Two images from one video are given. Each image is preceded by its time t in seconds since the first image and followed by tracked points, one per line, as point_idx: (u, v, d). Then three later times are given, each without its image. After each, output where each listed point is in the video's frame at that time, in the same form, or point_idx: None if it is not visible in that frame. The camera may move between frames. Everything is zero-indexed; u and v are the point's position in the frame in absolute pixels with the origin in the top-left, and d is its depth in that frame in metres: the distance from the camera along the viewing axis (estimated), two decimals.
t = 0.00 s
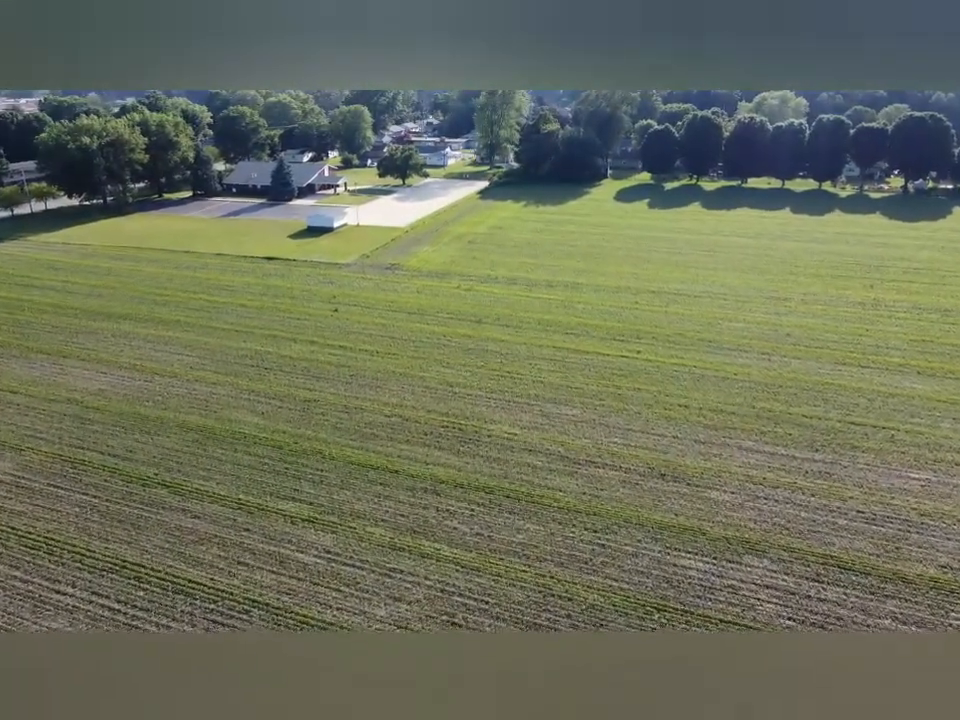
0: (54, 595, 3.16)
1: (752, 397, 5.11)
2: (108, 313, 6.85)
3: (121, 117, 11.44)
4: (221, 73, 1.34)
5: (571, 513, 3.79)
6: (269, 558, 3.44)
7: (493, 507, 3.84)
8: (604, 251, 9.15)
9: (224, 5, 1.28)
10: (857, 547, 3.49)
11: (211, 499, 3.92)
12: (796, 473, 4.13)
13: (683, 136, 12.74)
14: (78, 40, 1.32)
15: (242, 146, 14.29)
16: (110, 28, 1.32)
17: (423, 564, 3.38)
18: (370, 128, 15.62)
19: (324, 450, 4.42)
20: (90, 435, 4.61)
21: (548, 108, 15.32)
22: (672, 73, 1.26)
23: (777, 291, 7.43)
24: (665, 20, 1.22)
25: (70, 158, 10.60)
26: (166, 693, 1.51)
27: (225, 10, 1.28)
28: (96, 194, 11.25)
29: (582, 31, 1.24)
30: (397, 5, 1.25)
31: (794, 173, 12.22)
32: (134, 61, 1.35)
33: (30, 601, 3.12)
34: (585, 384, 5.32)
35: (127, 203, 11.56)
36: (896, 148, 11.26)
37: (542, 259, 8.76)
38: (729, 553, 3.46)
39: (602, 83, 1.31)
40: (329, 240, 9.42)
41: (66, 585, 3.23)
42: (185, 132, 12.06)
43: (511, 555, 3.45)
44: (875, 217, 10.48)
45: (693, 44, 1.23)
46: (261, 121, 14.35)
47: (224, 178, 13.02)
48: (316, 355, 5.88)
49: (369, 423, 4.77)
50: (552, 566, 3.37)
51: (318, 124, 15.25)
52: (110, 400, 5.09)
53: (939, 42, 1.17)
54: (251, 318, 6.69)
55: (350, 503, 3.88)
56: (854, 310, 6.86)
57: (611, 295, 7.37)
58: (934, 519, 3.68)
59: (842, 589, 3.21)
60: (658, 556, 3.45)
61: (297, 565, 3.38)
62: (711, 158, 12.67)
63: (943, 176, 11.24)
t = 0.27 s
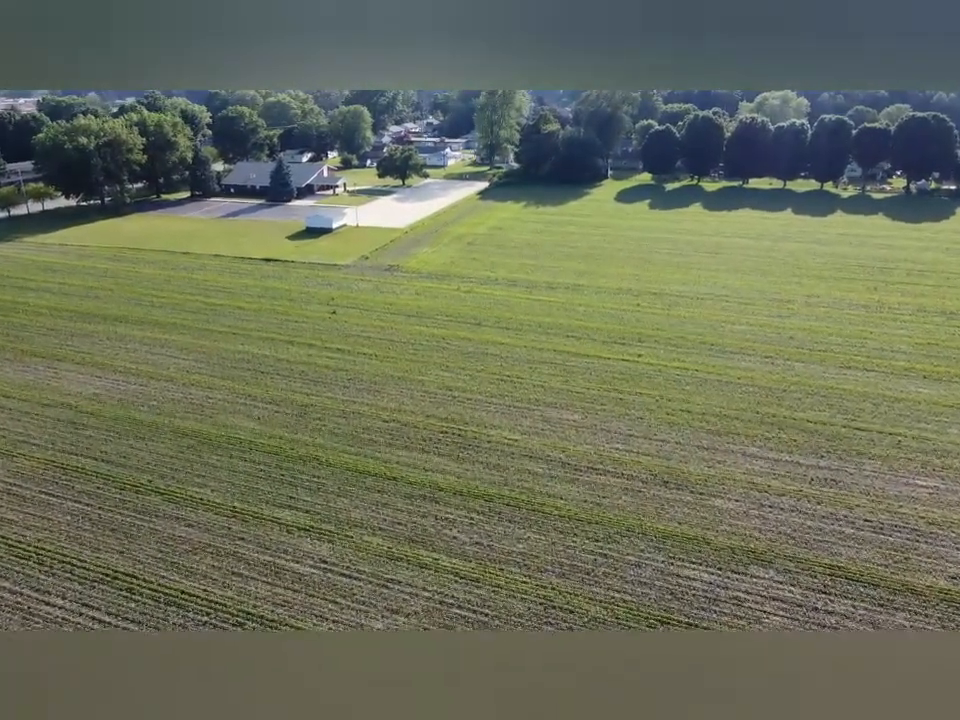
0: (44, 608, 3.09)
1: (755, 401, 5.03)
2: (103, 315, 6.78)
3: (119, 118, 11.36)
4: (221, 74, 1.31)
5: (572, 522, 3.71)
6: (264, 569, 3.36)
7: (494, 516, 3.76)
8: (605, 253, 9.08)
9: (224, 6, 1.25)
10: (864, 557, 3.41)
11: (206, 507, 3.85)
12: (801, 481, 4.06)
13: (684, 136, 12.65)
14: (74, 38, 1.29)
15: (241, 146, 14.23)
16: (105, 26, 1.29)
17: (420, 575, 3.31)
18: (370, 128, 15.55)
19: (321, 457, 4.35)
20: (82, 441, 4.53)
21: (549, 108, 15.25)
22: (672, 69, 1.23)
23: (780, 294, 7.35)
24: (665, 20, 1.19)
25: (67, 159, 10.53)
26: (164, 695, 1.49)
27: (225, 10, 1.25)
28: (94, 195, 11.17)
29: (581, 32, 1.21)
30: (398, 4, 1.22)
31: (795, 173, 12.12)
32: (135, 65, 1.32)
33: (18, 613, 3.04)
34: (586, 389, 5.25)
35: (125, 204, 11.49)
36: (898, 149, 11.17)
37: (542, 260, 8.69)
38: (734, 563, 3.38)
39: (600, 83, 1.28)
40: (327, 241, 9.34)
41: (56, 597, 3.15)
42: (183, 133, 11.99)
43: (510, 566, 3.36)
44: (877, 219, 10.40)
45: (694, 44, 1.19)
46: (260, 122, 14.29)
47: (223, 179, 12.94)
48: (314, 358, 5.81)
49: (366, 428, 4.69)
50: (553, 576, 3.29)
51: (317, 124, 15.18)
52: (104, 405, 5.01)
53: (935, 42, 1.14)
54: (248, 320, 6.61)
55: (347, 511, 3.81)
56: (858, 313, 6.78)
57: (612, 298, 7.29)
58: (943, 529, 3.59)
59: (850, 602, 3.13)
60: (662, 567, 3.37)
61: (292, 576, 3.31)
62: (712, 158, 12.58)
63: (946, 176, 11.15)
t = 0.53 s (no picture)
0: (32, 620, 3.01)
1: (759, 406, 4.96)
2: (99, 317, 6.70)
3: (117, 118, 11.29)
4: (221, 74, 1.26)
5: (573, 530, 3.64)
6: (259, 579, 3.29)
7: (494, 525, 3.68)
8: (605, 254, 9.01)
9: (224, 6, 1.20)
10: (872, 568, 3.33)
11: (200, 514, 3.78)
12: (807, 488, 3.98)
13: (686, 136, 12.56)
14: (71, 34, 1.22)
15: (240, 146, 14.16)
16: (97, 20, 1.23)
17: (418, 585, 3.23)
18: (370, 128, 15.47)
19: (318, 463, 4.28)
20: (76, 446, 4.46)
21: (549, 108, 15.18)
22: (677, 67, 1.16)
23: (783, 296, 7.28)
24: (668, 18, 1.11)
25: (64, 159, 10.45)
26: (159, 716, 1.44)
27: (224, 10, 1.20)
28: (91, 196, 11.10)
29: (582, 32, 1.14)
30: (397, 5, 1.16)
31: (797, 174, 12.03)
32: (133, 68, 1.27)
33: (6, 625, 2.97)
34: (587, 393, 5.18)
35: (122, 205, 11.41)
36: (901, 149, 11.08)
37: (542, 262, 8.62)
38: (739, 573, 3.30)
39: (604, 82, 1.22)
40: (326, 242, 9.26)
41: (44, 610, 3.08)
42: (181, 133, 11.91)
43: (510, 576, 3.28)
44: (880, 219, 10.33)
45: (702, 43, 1.13)
46: (259, 122, 14.23)
47: (221, 179, 12.87)
48: (311, 361, 5.74)
49: (364, 434, 4.63)
50: (554, 587, 3.21)
51: (316, 124, 15.11)
52: (98, 409, 4.95)
53: (939, 40, 1.06)
54: (246, 323, 6.54)
55: (344, 519, 3.74)
56: (862, 315, 6.71)
57: (613, 300, 7.22)
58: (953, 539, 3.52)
59: (859, 614, 3.05)
60: (666, 577, 3.29)
61: (287, 586, 3.23)
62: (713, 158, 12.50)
63: (949, 177, 11.07)
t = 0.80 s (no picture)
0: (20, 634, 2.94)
1: (763, 411, 4.89)
2: (95, 320, 6.63)
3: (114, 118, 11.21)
4: (221, 75, 1.19)
5: (575, 539, 3.57)
6: (253, 590, 3.21)
7: (493, 533, 3.62)
8: (606, 256, 8.94)
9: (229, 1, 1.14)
10: (881, 579, 3.25)
11: (195, 523, 3.70)
12: (813, 496, 3.90)
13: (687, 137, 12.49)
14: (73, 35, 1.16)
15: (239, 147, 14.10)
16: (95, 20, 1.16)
17: (416, 597, 3.15)
18: (369, 128, 15.41)
19: (315, 469, 4.21)
20: (68, 453, 4.39)
21: (549, 108, 15.10)
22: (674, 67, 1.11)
23: (786, 298, 7.20)
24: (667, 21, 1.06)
25: (61, 160, 10.38)
26: None
27: (225, 9, 1.14)
28: (88, 197, 11.03)
29: (582, 32, 1.09)
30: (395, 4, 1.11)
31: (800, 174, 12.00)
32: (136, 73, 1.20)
33: None
34: (588, 397, 5.11)
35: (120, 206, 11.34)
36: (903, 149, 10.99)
37: (543, 263, 8.55)
38: (745, 584, 3.22)
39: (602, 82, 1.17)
40: (324, 244, 9.19)
41: (33, 622, 3.00)
42: (180, 134, 11.84)
43: (509, 586, 3.21)
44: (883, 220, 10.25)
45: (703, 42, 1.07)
46: (258, 122, 14.18)
47: (220, 179, 12.79)
48: (309, 365, 5.67)
49: (361, 439, 4.56)
50: (555, 599, 3.13)
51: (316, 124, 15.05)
52: (92, 415, 4.87)
53: (939, 39, 1.03)
54: (243, 326, 6.47)
55: (341, 528, 3.66)
56: (867, 318, 6.63)
57: (614, 302, 7.15)
58: None
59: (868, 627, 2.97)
60: (670, 588, 3.21)
61: (282, 597, 3.15)
62: (714, 159, 12.43)
63: (952, 177, 10.97)
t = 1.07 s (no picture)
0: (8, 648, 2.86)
1: (768, 416, 4.81)
2: (91, 322, 6.57)
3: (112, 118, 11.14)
4: (221, 75, 1.21)
5: (577, 548, 3.49)
6: (247, 602, 3.13)
7: (493, 543, 3.54)
8: (608, 257, 8.86)
9: None
10: (889, 590, 3.18)
11: (190, 531, 3.63)
12: (819, 504, 3.83)
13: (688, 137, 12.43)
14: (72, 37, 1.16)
15: (238, 147, 14.04)
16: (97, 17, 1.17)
17: (413, 609, 3.08)
18: (369, 128, 15.34)
19: (312, 476, 4.13)
20: (61, 460, 4.30)
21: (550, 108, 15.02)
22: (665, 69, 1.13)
23: (789, 301, 7.13)
24: (665, 22, 1.08)
25: (59, 161, 10.32)
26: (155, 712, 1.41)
27: (225, 9, 1.15)
28: (86, 197, 10.96)
29: (582, 31, 1.10)
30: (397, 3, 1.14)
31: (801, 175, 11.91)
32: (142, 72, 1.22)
33: None
34: (590, 402, 5.04)
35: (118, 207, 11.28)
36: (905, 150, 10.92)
37: (543, 265, 8.47)
38: (751, 596, 3.14)
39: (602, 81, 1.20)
40: (323, 245, 9.12)
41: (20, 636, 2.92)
42: (178, 135, 11.78)
43: (509, 598, 3.13)
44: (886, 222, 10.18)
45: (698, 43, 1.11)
46: (257, 122, 14.12)
47: (219, 180, 12.72)
48: (307, 369, 5.60)
49: (358, 445, 4.48)
50: (557, 611, 3.05)
51: (315, 124, 15.00)
52: (85, 420, 4.79)
53: (939, 40, 1.04)
54: (240, 328, 6.39)
55: (339, 537, 3.59)
56: (871, 321, 6.56)
57: (616, 304, 7.08)
58: None
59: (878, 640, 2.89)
60: (674, 600, 3.13)
61: (277, 611, 3.07)
62: (716, 159, 12.37)
63: (955, 178, 10.88)
